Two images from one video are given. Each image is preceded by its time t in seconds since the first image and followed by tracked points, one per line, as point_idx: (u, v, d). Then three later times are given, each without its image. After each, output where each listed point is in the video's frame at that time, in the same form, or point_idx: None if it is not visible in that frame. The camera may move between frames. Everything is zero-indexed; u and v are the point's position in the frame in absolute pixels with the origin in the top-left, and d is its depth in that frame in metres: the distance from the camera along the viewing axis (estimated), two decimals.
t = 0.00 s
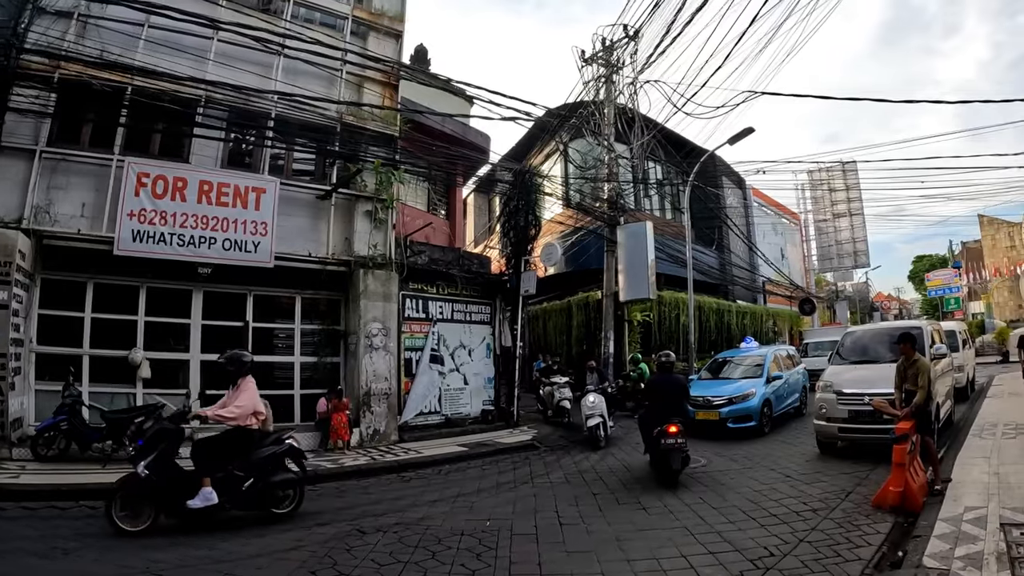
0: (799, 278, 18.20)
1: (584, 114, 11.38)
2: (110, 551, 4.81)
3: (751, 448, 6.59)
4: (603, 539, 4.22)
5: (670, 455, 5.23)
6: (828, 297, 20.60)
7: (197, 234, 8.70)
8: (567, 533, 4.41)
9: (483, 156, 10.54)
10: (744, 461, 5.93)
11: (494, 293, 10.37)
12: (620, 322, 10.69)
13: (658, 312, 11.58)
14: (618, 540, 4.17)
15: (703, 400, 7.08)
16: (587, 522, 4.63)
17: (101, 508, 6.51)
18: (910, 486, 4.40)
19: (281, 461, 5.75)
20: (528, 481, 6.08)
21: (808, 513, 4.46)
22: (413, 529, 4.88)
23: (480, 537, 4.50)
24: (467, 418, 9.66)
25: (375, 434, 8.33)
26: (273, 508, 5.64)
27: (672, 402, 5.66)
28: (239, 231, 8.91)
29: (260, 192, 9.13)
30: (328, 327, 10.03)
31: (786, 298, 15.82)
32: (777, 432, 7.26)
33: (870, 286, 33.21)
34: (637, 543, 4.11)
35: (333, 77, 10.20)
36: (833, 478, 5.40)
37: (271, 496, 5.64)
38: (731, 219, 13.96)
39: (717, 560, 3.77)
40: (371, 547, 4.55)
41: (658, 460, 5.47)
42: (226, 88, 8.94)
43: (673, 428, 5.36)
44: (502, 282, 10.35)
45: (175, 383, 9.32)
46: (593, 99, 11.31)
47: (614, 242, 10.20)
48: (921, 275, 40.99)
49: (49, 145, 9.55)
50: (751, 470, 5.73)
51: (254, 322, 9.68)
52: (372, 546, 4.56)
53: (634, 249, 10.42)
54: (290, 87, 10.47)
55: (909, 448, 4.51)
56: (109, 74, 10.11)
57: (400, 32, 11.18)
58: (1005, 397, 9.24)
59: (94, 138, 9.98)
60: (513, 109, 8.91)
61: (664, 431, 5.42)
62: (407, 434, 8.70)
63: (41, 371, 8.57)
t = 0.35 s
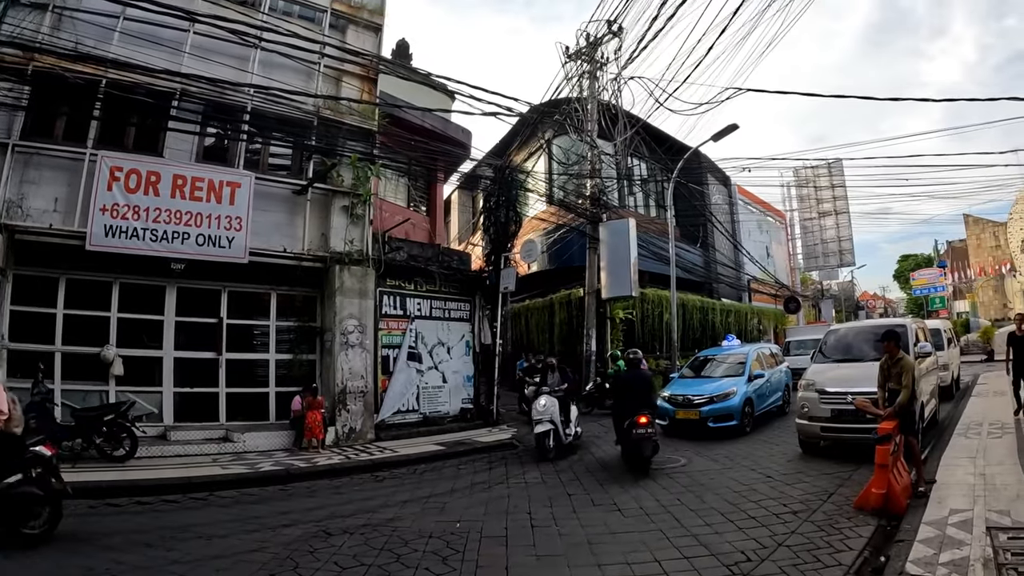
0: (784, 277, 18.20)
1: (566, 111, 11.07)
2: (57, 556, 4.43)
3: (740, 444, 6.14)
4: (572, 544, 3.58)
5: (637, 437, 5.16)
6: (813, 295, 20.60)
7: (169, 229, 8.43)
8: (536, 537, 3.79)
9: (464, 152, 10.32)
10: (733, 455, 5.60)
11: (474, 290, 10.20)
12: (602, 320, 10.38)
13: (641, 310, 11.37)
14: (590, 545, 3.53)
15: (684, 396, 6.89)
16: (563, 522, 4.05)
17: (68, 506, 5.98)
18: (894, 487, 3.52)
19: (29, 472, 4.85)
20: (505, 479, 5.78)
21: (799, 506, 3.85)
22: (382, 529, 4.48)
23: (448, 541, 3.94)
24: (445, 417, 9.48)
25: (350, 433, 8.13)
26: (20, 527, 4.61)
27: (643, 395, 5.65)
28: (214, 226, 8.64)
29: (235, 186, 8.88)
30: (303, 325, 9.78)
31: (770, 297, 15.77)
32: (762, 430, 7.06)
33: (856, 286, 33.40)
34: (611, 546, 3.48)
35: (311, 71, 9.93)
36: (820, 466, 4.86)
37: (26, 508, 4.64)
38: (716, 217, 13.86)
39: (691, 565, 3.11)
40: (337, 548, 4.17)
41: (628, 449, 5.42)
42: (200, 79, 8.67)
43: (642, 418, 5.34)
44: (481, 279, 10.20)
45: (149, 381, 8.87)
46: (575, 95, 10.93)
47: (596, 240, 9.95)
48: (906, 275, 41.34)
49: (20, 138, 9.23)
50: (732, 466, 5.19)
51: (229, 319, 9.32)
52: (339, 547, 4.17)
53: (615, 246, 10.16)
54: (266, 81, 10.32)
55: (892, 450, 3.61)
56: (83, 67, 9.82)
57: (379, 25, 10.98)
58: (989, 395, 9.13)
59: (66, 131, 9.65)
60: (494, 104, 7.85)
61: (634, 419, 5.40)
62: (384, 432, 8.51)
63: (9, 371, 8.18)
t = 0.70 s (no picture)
0: (779, 277, 18.16)
1: (560, 109, 10.73)
2: (20, 561, 4.24)
3: (732, 447, 5.97)
4: (553, 553, 3.42)
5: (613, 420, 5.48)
6: (808, 296, 20.50)
7: (151, 226, 8.22)
8: (517, 545, 3.62)
9: (454, 149, 10.09)
10: (723, 459, 5.46)
11: (463, 289, 10.02)
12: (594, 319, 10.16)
13: (633, 310, 11.11)
14: (571, 554, 3.37)
15: (675, 397, 6.73)
16: (546, 529, 3.90)
17: (41, 509, 5.77)
18: (890, 494, 3.37)
19: None
20: (489, 482, 5.63)
21: (791, 514, 3.69)
22: (360, 535, 4.31)
23: (425, 548, 3.77)
24: (433, 418, 9.30)
25: (335, 434, 7.95)
26: None
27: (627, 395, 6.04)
28: (196, 224, 8.44)
29: (218, 183, 8.69)
30: (289, 324, 9.57)
31: (765, 297, 15.66)
32: (754, 432, 6.91)
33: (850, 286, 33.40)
34: (593, 555, 3.32)
35: (298, 67, 9.73)
36: (813, 471, 4.71)
37: None
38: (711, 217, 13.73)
39: None
40: (311, 555, 4.00)
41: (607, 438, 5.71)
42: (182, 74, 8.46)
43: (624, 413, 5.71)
44: (471, 279, 10.01)
45: (132, 381, 8.64)
46: (569, 94, 10.62)
47: (588, 239, 9.77)
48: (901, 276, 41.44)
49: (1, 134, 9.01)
50: (723, 470, 5.03)
51: (212, 318, 9.12)
52: (312, 554, 3.99)
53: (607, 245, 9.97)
54: (252, 76, 10.12)
55: (888, 456, 3.47)
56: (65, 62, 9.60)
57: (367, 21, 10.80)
58: (985, 397, 9.00)
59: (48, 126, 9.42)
60: (486, 101, 7.77)
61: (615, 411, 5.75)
62: (370, 433, 8.33)
63: None
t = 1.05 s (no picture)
0: (776, 276, 18.07)
1: (553, 105, 10.48)
2: None
3: (725, 449, 5.82)
4: (533, 559, 3.29)
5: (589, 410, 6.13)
6: (805, 294, 20.43)
7: (136, 223, 8.07)
8: (497, 550, 3.49)
9: (445, 145, 9.91)
10: (715, 461, 5.33)
11: (453, 287, 9.87)
12: (587, 318, 9.98)
13: (627, 308, 10.93)
14: (553, 560, 3.23)
15: (667, 397, 6.59)
16: (529, 534, 3.76)
17: (17, 510, 5.62)
18: (885, 499, 3.23)
19: None
20: (475, 483, 5.50)
21: (783, 519, 3.55)
22: (336, 538, 4.19)
23: (403, 552, 3.64)
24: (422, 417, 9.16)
25: (322, 433, 7.81)
26: None
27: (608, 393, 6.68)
28: (182, 221, 8.28)
29: (204, 179, 8.54)
30: (276, 322, 9.40)
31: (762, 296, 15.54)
32: (748, 433, 6.78)
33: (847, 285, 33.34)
34: (576, 561, 3.19)
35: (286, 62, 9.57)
36: (808, 475, 4.57)
37: None
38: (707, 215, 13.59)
39: None
40: (285, 559, 3.89)
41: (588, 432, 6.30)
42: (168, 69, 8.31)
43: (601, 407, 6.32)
44: (462, 277, 9.86)
45: (117, 379, 8.48)
46: (563, 90, 10.36)
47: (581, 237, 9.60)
48: (899, 275, 41.42)
49: None
50: (714, 472, 4.90)
51: (198, 316, 8.96)
52: (286, 558, 3.88)
53: (600, 243, 9.82)
54: (239, 71, 9.96)
55: (886, 460, 3.33)
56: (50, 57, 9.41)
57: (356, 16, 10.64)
58: (983, 397, 8.86)
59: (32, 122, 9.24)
60: (478, 97, 7.78)
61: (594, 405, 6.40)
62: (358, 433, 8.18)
63: None
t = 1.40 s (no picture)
0: (773, 276, 17.98)
1: (547, 103, 10.23)
2: None
3: (715, 450, 5.68)
4: (507, 565, 3.16)
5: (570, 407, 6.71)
6: (801, 294, 20.32)
7: (118, 219, 7.91)
8: (470, 555, 3.35)
9: (436, 143, 9.73)
10: (703, 463, 5.19)
11: (442, 286, 9.74)
12: (578, 317, 9.81)
13: (620, 307, 10.73)
14: (527, 567, 3.10)
15: (657, 397, 6.46)
16: (506, 538, 3.63)
17: None
18: (874, 505, 3.10)
19: None
20: (457, 484, 5.37)
21: (769, 525, 3.42)
22: (308, 540, 4.07)
23: (373, 556, 3.52)
24: (410, 417, 9.01)
25: (307, 433, 7.66)
26: None
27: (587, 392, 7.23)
28: (165, 218, 8.13)
29: (188, 176, 8.39)
30: (261, 321, 9.24)
31: (758, 295, 15.42)
32: (739, 434, 6.64)
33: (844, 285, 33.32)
34: (550, 568, 3.06)
35: (273, 58, 9.42)
36: (798, 479, 4.42)
37: None
38: (702, 214, 13.47)
39: None
40: (253, 561, 3.77)
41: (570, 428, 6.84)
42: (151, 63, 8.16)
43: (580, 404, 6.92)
44: (451, 275, 9.72)
45: (101, 378, 8.32)
46: (557, 88, 10.12)
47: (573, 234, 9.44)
48: (896, 275, 41.38)
49: None
50: (701, 475, 4.76)
51: (182, 314, 8.81)
52: (254, 560, 3.76)
53: (593, 241, 9.66)
54: (225, 67, 9.82)
55: (876, 465, 3.20)
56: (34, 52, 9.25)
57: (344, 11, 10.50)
58: (979, 398, 8.74)
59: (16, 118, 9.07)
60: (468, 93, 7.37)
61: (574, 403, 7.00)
62: (343, 433, 8.04)
63: None
